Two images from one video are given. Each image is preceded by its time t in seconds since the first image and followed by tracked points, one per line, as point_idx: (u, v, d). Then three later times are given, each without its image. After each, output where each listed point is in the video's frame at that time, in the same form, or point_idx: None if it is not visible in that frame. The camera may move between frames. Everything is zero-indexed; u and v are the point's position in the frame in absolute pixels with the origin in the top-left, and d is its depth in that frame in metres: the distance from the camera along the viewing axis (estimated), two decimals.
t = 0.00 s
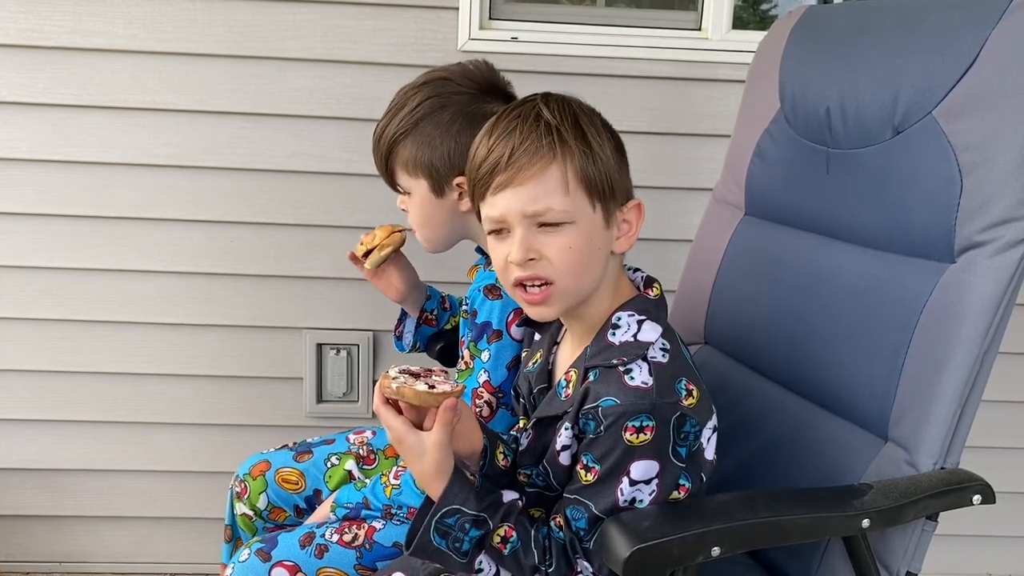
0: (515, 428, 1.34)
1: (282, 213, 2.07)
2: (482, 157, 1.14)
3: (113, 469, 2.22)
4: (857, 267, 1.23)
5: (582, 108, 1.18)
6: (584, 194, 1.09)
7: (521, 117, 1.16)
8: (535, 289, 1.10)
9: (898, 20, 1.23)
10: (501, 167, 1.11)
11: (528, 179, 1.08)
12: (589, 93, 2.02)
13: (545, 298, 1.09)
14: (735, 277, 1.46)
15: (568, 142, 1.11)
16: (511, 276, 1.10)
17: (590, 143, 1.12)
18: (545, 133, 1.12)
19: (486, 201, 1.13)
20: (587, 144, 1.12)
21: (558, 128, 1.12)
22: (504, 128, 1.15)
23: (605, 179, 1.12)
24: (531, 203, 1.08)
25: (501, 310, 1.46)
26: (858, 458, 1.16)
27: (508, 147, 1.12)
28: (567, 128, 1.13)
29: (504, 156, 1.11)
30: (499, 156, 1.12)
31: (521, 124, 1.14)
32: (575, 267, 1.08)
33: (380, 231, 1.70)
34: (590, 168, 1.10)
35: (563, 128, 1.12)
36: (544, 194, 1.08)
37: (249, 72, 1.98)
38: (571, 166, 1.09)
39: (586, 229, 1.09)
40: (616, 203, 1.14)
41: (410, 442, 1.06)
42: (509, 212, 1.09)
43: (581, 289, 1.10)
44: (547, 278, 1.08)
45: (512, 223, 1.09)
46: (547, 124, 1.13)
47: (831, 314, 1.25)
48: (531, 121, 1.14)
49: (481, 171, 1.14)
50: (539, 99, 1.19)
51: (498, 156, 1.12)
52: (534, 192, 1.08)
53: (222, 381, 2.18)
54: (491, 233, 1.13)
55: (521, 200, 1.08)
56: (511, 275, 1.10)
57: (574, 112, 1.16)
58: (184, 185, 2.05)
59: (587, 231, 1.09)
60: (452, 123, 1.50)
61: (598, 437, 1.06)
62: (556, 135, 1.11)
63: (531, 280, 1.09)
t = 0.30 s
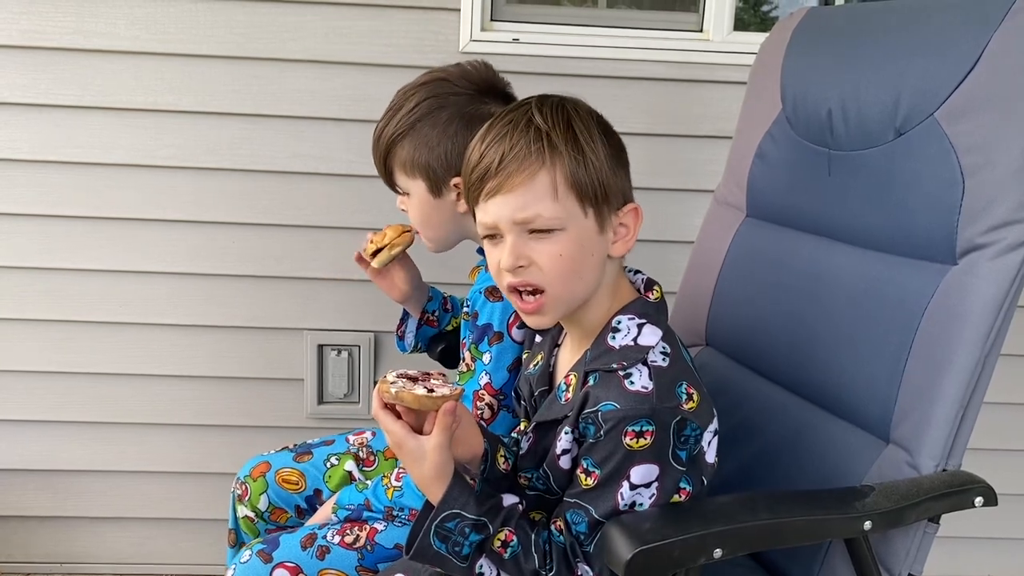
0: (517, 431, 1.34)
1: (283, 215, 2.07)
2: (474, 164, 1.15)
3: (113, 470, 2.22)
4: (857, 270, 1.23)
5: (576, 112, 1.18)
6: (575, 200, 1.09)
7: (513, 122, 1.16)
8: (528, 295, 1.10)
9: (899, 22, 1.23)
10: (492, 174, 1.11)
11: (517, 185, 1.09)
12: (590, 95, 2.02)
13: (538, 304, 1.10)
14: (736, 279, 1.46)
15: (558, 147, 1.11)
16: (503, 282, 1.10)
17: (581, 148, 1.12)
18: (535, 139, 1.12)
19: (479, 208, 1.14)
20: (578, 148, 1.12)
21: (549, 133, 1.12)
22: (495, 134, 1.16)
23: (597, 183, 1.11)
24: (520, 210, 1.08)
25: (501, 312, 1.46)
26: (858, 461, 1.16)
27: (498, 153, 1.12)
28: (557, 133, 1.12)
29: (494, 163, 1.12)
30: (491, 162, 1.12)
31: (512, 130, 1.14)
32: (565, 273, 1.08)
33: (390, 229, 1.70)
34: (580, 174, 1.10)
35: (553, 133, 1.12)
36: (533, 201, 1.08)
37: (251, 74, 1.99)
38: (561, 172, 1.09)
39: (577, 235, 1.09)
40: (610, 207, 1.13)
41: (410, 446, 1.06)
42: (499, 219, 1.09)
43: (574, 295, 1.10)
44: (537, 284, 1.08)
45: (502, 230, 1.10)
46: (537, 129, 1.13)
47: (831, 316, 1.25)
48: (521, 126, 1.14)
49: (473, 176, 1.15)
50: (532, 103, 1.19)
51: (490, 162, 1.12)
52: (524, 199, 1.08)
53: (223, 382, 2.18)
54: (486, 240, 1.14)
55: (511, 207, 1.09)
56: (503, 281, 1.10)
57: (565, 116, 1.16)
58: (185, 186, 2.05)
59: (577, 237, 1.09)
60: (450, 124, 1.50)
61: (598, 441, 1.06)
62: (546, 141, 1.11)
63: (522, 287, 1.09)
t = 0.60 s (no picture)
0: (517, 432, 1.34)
1: (283, 215, 2.07)
2: (472, 169, 1.15)
3: (114, 470, 2.22)
4: (858, 272, 1.23)
5: (574, 115, 1.17)
6: (573, 205, 1.09)
7: (511, 127, 1.16)
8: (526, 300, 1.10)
9: (901, 23, 1.23)
10: (490, 180, 1.11)
11: (515, 192, 1.09)
12: (590, 96, 2.02)
13: (537, 309, 1.10)
14: (737, 280, 1.46)
15: (555, 153, 1.11)
16: (502, 288, 1.10)
17: (579, 153, 1.12)
18: (533, 144, 1.11)
19: (477, 214, 1.14)
20: (577, 153, 1.12)
21: (547, 139, 1.12)
22: (493, 139, 1.16)
23: (596, 188, 1.11)
24: (518, 216, 1.08)
25: (502, 314, 1.46)
26: (859, 463, 1.16)
27: (495, 159, 1.12)
28: (556, 138, 1.12)
29: (492, 169, 1.12)
30: (488, 168, 1.12)
31: (510, 135, 1.14)
32: (564, 278, 1.09)
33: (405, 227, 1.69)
34: (579, 178, 1.10)
35: (551, 139, 1.12)
36: (532, 207, 1.08)
37: (251, 74, 1.99)
38: (560, 177, 1.09)
39: (576, 240, 1.09)
40: (609, 211, 1.13)
41: (411, 450, 1.06)
42: (497, 225, 1.09)
43: (573, 300, 1.10)
44: (536, 290, 1.08)
45: (500, 236, 1.09)
46: (535, 134, 1.13)
47: (832, 317, 1.25)
48: (519, 131, 1.14)
49: (471, 181, 1.14)
50: (530, 107, 1.19)
51: (488, 168, 1.12)
52: (522, 205, 1.08)
53: (223, 383, 2.18)
54: (484, 245, 1.14)
55: (509, 214, 1.08)
56: (502, 287, 1.10)
57: (564, 120, 1.16)
58: (186, 187, 2.05)
59: (577, 242, 1.09)
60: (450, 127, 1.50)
61: (598, 445, 1.05)
62: (544, 147, 1.11)
63: (520, 293, 1.09)
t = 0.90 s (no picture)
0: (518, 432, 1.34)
1: (285, 216, 2.07)
2: (472, 170, 1.15)
3: (114, 471, 2.22)
4: (859, 272, 1.23)
5: (575, 116, 1.17)
6: (574, 205, 1.09)
7: (511, 128, 1.16)
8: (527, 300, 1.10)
9: (902, 24, 1.23)
10: (490, 181, 1.11)
11: (515, 192, 1.09)
12: (591, 97, 2.02)
13: (538, 310, 1.10)
14: (738, 281, 1.46)
15: (555, 153, 1.11)
16: (503, 288, 1.10)
17: (580, 153, 1.12)
18: (534, 145, 1.12)
19: (478, 214, 1.14)
20: (577, 153, 1.12)
21: (547, 139, 1.12)
22: (493, 140, 1.16)
23: (596, 188, 1.11)
24: (518, 217, 1.08)
25: (505, 313, 1.46)
26: (860, 464, 1.16)
27: (495, 160, 1.12)
28: (556, 139, 1.12)
29: (492, 169, 1.12)
30: (489, 169, 1.12)
31: (510, 136, 1.14)
32: (564, 278, 1.09)
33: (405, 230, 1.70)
34: (579, 179, 1.10)
35: (551, 140, 1.12)
36: (532, 207, 1.08)
37: (252, 75, 1.99)
38: (560, 178, 1.09)
39: (577, 240, 1.09)
40: (610, 211, 1.13)
41: (412, 449, 1.06)
42: (498, 226, 1.09)
43: (573, 300, 1.10)
44: (536, 290, 1.09)
45: (501, 237, 1.10)
46: (535, 135, 1.13)
47: (834, 317, 1.25)
48: (519, 132, 1.14)
49: (471, 182, 1.15)
50: (530, 107, 1.19)
51: (488, 168, 1.12)
52: (522, 206, 1.08)
53: (224, 383, 2.18)
54: (485, 245, 1.14)
55: (510, 214, 1.09)
56: (503, 288, 1.11)
57: (563, 121, 1.16)
58: (186, 187, 2.05)
59: (577, 242, 1.09)
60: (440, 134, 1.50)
61: (599, 445, 1.05)
62: (544, 147, 1.11)
63: (521, 293, 1.09)
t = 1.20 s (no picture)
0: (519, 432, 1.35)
1: (286, 217, 2.07)
2: (474, 170, 1.15)
3: (115, 471, 2.22)
4: (861, 272, 1.23)
5: (576, 116, 1.17)
6: (574, 205, 1.09)
7: (512, 127, 1.16)
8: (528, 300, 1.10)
9: (903, 23, 1.23)
10: (491, 180, 1.11)
11: (516, 192, 1.09)
12: (592, 98, 2.02)
13: (537, 310, 1.10)
14: (740, 281, 1.46)
15: (556, 153, 1.11)
16: (503, 288, 1.10)
17: (581, 153, 1.12)
18: (535, 144, 1.12)
19: (479, 214, 1.14)
20: (578, 153, 1.12)
21: (548, 139, 1.12)
22: (494, 139, 1.16)
23: (597, 188, 1.11)
24: (519, 216, 1.08)
25: (500, 312, 1.45)
26: (861, 464, 1.16)
27: (497, 159, 1.12)
28: (557, 139, 1.12)
29: (493, 169, 1.12)
30: (490, 168, 1.12)
31: (511, 136, 1.14)
32: (564, 279, 1.09)
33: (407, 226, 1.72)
34: (579, 179, 1.10)
35: (552, 140, 1.12)
36: (533, 207, 1.08)
37: (253, 76, 1.99)
38: (560, 178, 1.09)
39: (577, 240, 1.09)
40: (611, 212, 1.13)
41: (415, 449, 1.06)
42: (499, 225, 1.09)
43: (573, 300, 1.10)
44: (536, 291, 1.08)
45: (501, 236, 1.10)
46: (536, 134, 1.13)
47: (836, 316, 1.25)
48: (521, 131, 1.14)
49: (472, 182, 1.15)
50: (532, 107, 1.19)
51: (490, 168, 1.12)
52: (522, 206, 1.08)
53: (226, 384, 2.18)
54: (486, 245, 1.14)
55: (510, 214, 1.09)
56: (503, 288, 1.11)
57: (565, 121, 1.16)
58: (188, 188, 2.05)
59: (578, 243, 1.09)
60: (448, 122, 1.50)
61: (601, 445, 1.05)
62: (545, 147, 1.11)
63: (521, 294, 1.09)
